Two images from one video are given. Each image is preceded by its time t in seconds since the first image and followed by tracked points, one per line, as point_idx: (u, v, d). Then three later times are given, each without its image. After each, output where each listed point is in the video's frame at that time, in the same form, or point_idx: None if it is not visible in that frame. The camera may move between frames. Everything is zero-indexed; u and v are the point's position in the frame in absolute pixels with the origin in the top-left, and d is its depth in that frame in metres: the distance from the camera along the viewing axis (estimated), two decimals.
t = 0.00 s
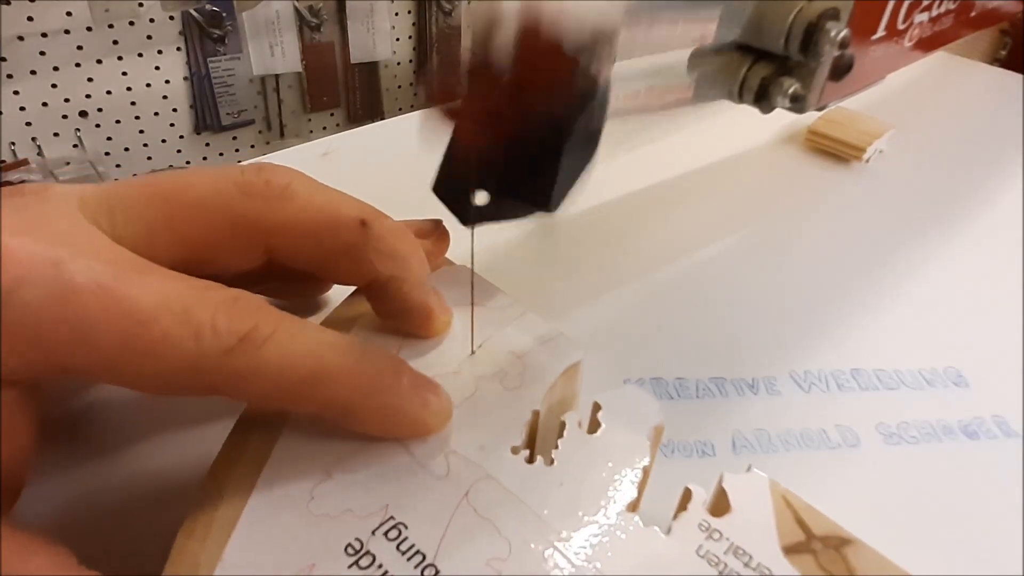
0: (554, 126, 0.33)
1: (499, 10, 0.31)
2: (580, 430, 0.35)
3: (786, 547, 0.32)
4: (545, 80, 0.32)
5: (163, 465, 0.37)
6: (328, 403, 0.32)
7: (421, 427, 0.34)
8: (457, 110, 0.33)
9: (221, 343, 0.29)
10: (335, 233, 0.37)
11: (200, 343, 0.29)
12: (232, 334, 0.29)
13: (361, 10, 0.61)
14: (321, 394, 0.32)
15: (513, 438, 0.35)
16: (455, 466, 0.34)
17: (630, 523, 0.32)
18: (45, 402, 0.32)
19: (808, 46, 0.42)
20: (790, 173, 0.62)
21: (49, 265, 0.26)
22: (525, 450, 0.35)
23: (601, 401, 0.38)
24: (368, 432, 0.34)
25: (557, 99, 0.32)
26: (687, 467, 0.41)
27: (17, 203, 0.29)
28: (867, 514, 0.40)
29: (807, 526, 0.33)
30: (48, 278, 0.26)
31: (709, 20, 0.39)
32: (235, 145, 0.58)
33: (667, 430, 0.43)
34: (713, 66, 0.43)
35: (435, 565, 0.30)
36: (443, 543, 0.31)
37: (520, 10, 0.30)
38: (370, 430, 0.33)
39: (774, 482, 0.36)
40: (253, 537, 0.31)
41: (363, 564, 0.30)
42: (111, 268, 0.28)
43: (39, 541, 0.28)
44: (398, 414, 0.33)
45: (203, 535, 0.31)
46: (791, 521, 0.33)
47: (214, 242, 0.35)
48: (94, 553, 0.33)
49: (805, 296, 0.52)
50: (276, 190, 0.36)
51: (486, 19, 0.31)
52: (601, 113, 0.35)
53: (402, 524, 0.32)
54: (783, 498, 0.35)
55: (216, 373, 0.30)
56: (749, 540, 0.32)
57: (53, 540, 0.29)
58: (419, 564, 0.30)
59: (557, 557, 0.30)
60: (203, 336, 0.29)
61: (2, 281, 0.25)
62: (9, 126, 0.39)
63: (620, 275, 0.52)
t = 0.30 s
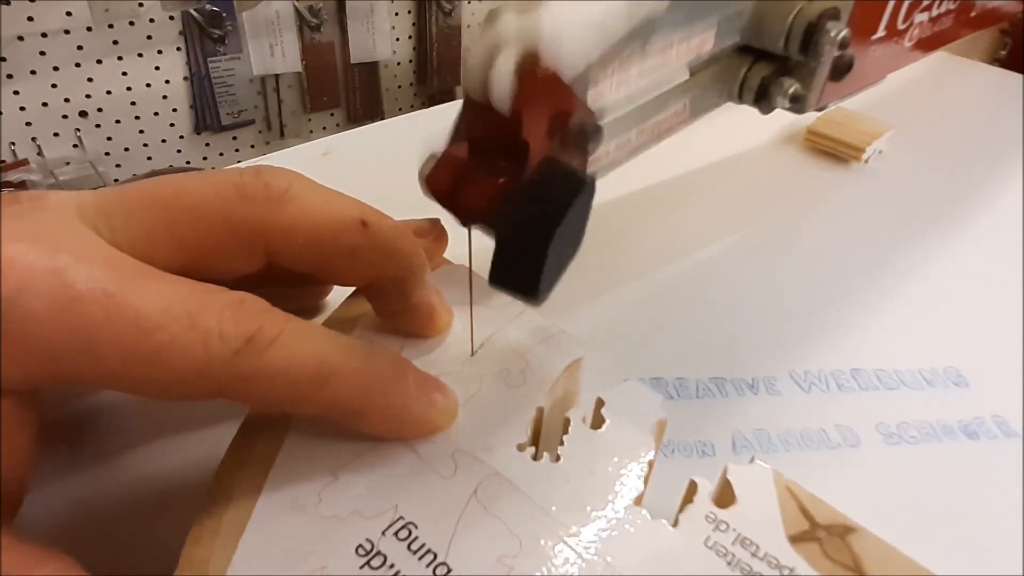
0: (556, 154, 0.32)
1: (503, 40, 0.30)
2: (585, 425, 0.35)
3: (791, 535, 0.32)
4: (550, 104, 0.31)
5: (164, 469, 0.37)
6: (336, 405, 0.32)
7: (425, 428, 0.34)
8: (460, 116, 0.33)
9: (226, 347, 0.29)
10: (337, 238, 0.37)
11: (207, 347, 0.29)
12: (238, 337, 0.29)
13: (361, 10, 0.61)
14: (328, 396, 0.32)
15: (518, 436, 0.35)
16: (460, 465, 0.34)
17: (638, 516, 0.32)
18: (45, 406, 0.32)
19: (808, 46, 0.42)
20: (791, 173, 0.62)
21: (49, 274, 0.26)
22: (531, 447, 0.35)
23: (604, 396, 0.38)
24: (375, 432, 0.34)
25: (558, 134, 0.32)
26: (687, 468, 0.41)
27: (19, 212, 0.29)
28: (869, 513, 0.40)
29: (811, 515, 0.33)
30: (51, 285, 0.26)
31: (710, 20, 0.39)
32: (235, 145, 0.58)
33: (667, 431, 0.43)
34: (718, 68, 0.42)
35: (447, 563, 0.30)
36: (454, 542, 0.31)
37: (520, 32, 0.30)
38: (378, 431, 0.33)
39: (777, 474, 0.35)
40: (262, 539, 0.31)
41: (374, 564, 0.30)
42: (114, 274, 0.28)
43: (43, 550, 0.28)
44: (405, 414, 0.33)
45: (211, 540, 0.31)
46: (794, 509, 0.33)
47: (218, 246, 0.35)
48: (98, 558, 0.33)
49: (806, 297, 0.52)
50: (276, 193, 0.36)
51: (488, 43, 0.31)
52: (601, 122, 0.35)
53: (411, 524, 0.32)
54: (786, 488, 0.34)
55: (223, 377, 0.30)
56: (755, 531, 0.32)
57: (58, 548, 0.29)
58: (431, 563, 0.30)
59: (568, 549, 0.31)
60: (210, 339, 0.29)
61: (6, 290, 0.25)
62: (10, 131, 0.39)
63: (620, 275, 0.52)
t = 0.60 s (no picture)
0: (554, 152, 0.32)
1: None
2: (585, 426, 0.35)
3: (791, 538, 0.32)
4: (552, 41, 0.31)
5: (165, 466, 0.37)
6: (338, 399, 0.32)
7: (425, 423, 0.34)
8: (459, 117, 0.32)
9: (231, 339, 0.29)
10: (339, 232, 0.37)
11: (212, 339, 0.29)
12: (243, 329, 0.29)
13: (361, 11, 0.61)
14: (332, 389, 0.32)
15: (518, 435, 0.35)
16: (457, 462, 0.34)
17: (636, 517, 0.32)
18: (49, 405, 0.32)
19: (808, 46, 0.42)
20: (791, 173, 0.62)
21: (56, 267, 0.26)
22: (531, 446, 0.35)
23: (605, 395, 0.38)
24: (379, 427, 0.34)
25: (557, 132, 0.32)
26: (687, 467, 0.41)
27: (23, 208, 0.29)
28: (869, 513, 0.40)
29: (811, 518, 0.33)
30: (57, 279, 0.26)
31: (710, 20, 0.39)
32: (234, 145, 0.59)
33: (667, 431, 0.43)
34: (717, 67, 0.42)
35: (444, 561, 0.30)
36: (451, 540, 0.31)
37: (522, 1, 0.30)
38: (382, 425, 0.34)
39: (778, 475, 0.35)
40: (260, 535, 0.31)
41: (372, 560, 0.30)
42: (120, 268, 0.28)
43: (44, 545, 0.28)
44: (407, 410, 0.33)
45: (210, 535, 0.31)
46: (795, 513, 0.33)
47: (222, 243, 0.35)
48: (98, 556, 0.33)
49: (805, 297, 0.52)
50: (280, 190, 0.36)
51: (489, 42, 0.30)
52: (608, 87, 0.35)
53: (409, 521, 0.32)
54: (786, 491, 0.34)
55: (229, 370, 0.30)
56: (754, 534, 0.32)
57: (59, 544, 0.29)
58: (429, 560, 0.30)
59: (566, 549, 0.31)
60: (214, 332, 0.29)
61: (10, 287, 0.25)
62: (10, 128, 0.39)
63: (620, 275, 0.52)
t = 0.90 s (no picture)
0: (555, 154, 0.32)
1: (505, 40, 0.30)
2: (583, 427, 0.35)
3: (787, 548, 0.32)
4: (548, 107, 0.31)
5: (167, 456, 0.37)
6: (341, 393, 0.32)
7: (424, 420, 0.34)
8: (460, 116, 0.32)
9: (233, 329, 0.29)
10: (346, 227, 0.37)
11: (216, 327, 0.29)
12: (246, 319, 0.30)
13: (361, 11, 0.61)
14: (335, 383, 0.32)
15: (516, 435, 0.35)
16: (453, 459, 0.34)
17: (629, 522, 0.32)
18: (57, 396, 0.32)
19: (808, 47, 0.42)
20: (791, 173, 0.62)
21: (64, 255, 0.27)
22: (528, 446, 0.35)
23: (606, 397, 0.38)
24: (384, 423, 0.34)
25: (558, 133, 0.32)
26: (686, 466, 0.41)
27: (29, 199, 0.29)
28: (867, 513, 0.40)
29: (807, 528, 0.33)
30: (65, 266, 0.27)
31: (710, 20, 0.39)
32: (235, 145, 0.59)
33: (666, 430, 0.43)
34: (718, 67, 0.43)
35: (436, 557, 0.30)
36: (444, 535, 0.31)
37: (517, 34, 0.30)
38: (387, 422, 0.33)
39: (777, 484, 0.36)
40: (254, 526, 0.31)
41: (364, 554, 0.30)
42: (125, 256, 0.28)
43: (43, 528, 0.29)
44: (407, 408, 0.33)
45: (208, 523, 0.31)
46: (792, 522, 0.33)
47: (228, 237, 0.35)
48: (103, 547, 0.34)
49: (805, 297, 0.52)
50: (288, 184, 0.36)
51: (488, 43, 0.31)
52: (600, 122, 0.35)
53: (403, 516, 0.32)
54: (785, 500, 0.35)
55: (232, 359, 0.30)
56: (749, 542, 0.32)
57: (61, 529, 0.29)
58: (420, 556, 0.30)
59: (558, 551, 0.31)
60: (218, 320, 0.29)
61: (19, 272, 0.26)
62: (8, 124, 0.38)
63: (620, 275, 0.52)
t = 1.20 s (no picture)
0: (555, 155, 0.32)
1: None
2: (583, 427, 0.35)
3: (786, 551, 0.32)
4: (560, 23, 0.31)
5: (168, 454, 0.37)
6: (342, 389, 0.32)
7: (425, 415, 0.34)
8: (459, 116, 0.33)
9: (235, 323, 0.29)
10: (348, 225, 0.37)
11: (217, 323, 0.29)
12: (247, 315, 0.30)
13: (361, 11, 0.61)
14: (336, 381, 0.31)
15: (516, 434, 0.35)
16: (452, 458, 0.34)
17: (627, 522, 0.32)
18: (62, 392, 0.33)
19: (808, 46, 0.41)
20: (791, 173, 0.62)
21: (68, 252, 0.27)
22: (528, 446, 0.35)
23: (606, 397, 0.38)
24: (384, 421, 0.34)
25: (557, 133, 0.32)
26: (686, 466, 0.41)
27: (38, 197, 0.30)
28: (866, 513, 0.40)
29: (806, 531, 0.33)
30: (68, 262, 0.27)
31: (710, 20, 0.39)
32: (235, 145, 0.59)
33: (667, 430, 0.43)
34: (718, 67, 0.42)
35: (433, 555, 0.30)
36: (442, 533, 0.31)
37: None
38: (388, 420, 0.33)
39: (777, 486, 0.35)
40: (253, 524, 0.31)
41: (362, 552, 0.30)
42: (128, 253, 0.28)
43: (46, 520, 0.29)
44: (407, 404, 0.33)
45: (207, 519, 0.31)
46: (792, 524, 0.33)
47: (230, 235, 0.35)
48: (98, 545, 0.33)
49: (805, 297, 0.52)
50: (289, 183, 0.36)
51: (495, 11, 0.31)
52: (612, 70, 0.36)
53: (402, 514, 0.32)
54: (785, 503, 0.34)
55: (233, 356, 0.30)
56: (748, 545, 0.32)
57: (63, 522, 0.29)
58: (418, 554, 0.30)
59: (555, 551, 0.31)
60: (219, 316, 0.29)
61: (25, 267, 0.26)
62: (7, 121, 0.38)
63: (620, 274, 0.52)
